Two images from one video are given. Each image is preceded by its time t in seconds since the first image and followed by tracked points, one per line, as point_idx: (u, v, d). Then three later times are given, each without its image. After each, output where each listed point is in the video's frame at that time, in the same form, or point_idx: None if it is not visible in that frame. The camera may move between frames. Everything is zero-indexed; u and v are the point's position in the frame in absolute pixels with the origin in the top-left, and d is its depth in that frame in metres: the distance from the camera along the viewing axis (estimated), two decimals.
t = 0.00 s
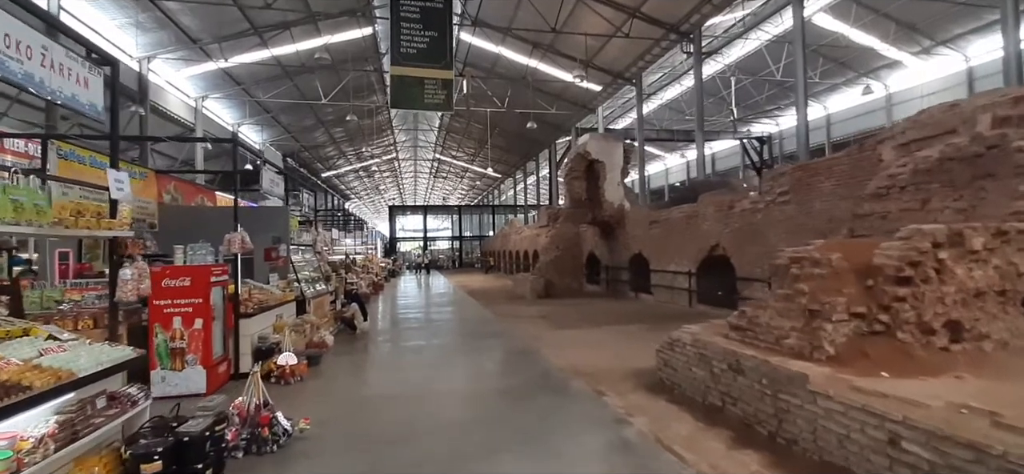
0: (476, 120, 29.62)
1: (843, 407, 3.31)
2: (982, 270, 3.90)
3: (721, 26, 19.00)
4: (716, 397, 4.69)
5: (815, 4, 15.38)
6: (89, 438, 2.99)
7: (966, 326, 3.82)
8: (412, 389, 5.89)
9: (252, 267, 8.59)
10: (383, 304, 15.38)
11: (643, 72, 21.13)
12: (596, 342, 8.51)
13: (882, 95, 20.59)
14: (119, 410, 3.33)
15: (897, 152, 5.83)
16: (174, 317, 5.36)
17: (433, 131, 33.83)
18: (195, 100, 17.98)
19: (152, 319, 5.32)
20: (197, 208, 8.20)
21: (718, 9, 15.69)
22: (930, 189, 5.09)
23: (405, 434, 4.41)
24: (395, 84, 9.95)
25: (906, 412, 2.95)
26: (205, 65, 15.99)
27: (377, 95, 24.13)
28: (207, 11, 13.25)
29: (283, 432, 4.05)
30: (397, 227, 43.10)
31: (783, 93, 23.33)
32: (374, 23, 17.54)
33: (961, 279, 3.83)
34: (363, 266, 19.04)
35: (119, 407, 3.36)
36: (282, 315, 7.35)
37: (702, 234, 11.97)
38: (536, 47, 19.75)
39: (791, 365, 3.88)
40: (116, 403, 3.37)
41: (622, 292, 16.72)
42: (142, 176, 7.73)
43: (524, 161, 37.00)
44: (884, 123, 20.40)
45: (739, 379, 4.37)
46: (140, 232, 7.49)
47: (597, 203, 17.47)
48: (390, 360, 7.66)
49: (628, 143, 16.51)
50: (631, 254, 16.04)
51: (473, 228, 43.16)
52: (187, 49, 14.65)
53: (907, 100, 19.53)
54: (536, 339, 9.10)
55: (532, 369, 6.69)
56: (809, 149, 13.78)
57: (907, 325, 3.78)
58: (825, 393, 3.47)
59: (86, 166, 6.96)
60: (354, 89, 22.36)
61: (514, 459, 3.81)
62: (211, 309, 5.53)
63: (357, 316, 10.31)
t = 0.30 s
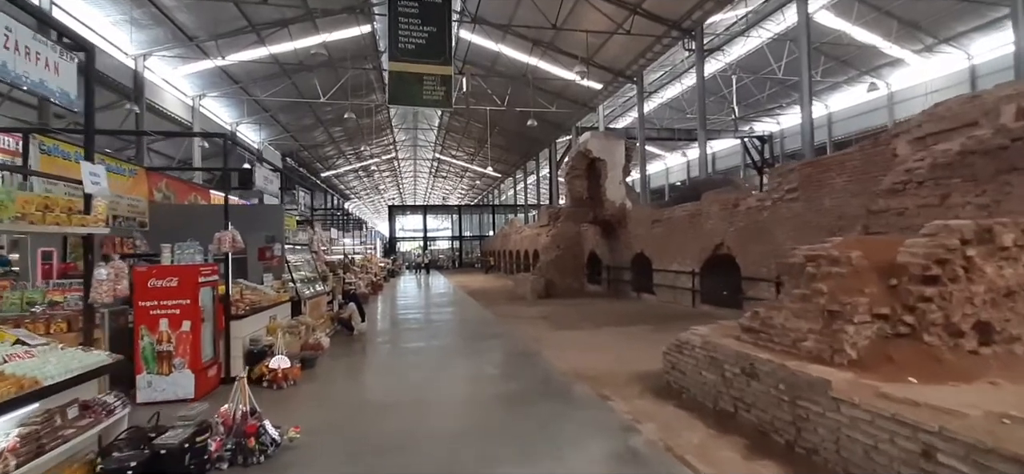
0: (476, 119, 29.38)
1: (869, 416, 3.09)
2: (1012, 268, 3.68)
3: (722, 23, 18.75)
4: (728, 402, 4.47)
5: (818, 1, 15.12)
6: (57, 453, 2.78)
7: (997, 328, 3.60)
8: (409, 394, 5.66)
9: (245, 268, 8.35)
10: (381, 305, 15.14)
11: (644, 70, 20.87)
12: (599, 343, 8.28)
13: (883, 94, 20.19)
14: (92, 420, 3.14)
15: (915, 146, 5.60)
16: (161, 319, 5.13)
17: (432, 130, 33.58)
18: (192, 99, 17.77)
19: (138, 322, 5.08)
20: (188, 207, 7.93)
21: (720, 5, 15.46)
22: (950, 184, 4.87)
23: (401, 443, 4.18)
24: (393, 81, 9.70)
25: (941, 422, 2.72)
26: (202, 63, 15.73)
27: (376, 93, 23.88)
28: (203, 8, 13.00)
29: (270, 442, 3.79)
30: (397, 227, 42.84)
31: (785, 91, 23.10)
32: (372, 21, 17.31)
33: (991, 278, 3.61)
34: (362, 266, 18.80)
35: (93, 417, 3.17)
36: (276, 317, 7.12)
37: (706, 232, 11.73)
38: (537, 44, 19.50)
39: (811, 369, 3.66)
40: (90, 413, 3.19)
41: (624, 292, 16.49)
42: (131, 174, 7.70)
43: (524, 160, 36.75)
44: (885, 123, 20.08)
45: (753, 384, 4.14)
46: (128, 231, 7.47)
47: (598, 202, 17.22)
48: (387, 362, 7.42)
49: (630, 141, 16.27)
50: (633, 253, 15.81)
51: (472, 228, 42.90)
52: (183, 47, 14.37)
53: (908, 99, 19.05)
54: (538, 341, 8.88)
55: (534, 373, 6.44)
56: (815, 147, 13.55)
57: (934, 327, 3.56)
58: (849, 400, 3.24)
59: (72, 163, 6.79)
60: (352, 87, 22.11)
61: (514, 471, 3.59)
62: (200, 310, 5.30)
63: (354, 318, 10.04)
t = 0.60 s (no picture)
0: (475, 118, 29.13)
1: (899, 431, 2.87)
2: None
3: (723, 22, 18.47)
4: (740, 411, 4.25)
5: None
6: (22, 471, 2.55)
7: None
8: (405, 400, 5.43)
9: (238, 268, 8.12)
10: (379, 305, 14.92)
11: (645, 68, 20.59)
12: (602, 346, 8.06)
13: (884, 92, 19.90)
14: (61, 435, 2.92)
15: (933, 143, 5.38)
16: (145, 323, 4.89)
17: (431, 129, 33.32)
18: (189, 97, 17.45)
19: (121, 326, 4.85)
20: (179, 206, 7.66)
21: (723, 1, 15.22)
22: (972, 181, 4.65)
23: (395, 456, 3.95)
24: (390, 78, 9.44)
25: (981, 440, 2.48)
26: (199, 61, 15.45)
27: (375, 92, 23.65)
28: (198, 5, 12.75)
29: (255, 454, 3.60)
30: (396, 226, 42.59)
31: (787, 90, 22.88)
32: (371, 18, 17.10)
33: None
34: (360, 266, 18.58)
35: (62, 432, 2.95)
36: (269, 319, 6.89)
37: (709, 232, 11.51)
38: (537, 41, 19.25)
39: (832, 378, 3.43)
40: (59, 428, 2.96)
41: (625, 292, 16.27)
42: (120, 172, 7.52)
43: (524, 159, 36.52)
44: (886, 121, 19.82)
45: (768, 393, 3.92)
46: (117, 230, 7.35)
47: (599, 201, 17.00)
48: (383, 365, 7.20)
49: (633, 139, 16.04)
50: (635, 253, 15.59)
51: (472, 228, 42.66)
52: (179, 44, 14.10)
53: (910, 97, 18.77)
54: (539, 343, 8.66)
55: (535, 377, 6.22)
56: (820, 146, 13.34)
57: (965, 334, 3.34)
58: (877, 414, 3.03)
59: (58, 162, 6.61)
60: (351, 86, 21.87)
61: None
62: (186, 314, 5.05)
63: (352, 318, 9.79)
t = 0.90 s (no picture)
0: (476, 116, 28.90)
1: (938, 443, 2.64)
2: None
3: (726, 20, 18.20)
4: (758, 418, 4.04)
5: None
6: None
7: None
8: (404, 404, 5.20)
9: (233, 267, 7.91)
10: (379, 305, 14.71)
11: (649, 65, 20.35)
12: (607, 347, 7.84)
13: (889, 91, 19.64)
14: (36, 444, 2.71)
15: (956, 136, 5.15)
16: (134, 323, 4.69)
17: (432, 127, 33.09)
18: (186, 94, 17.27)
19: (108, 325, 4.65)
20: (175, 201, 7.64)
21: None
22: (1001, 176, 4.42)
23: (392, 463, 3.73)
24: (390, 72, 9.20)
25: None
26: (196, 57, 15.23)
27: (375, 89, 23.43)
28: None
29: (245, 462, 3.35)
30: (396, 225, 42.39)
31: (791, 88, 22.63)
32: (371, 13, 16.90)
33: None
34: (360, 265, 18.37)
35: (38, 440, 2.73)
36: (264, 319, 6.68)
37: (716, 230, 11.28)
38: (539, 38, 19.00)
39: (860, 384, 3.22)
40: (34, 435, 2.75)
41: (628, 292, 16.05)
42: (112, 167, 7.09)
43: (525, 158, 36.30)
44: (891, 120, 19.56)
45: (789, 398, 3.71)
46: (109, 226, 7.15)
47: (602, 199, 16.76)
48: (381, 367, 6.99)
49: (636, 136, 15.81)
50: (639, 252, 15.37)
51: (473, 226, 42.46)
52: (177, 40, 13.87)
53: (915, 96, 18.50)
54: (542, 343, 8.45)
55: (538, 380, 6.01)
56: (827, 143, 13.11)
57: (1003, 337, 3.12)
58: (912, 423, 2.81)
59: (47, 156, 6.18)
60: (350, 83, 21.66)
61: None
62: (176, 314, 4.84)
63: (351, 318, 9.57)
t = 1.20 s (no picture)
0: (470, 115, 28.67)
1: (972, 461, 2.47)
2: None
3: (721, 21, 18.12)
4: (770, 429, 3.86)
5: None
6: None
7: None
8: (397, 412, 4.97)
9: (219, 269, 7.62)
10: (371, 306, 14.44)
11: (644, 66, 20.23)
12: (605, 352, 7.64)
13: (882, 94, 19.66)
14: (6, 457, 2.47)
15: (968, 136, 5.02)
16: (111, 327, 4.43)
17: (425, 127, 32.80)
18: (175, 91, 16.88)
19: (83, 330, 4.40)
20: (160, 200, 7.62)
21: None
22: (1018, 178, 4.29)
23: None
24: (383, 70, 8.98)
25: None
26: (185, 54, 14.87)
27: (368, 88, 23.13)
28: None
29: None
30: (389, 226, 42.03)
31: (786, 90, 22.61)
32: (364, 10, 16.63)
33: None
34: (351, 266, 18.06)
35: (8, 454, 2.49)
36: (251, 323, 6.42)
37: (713, 232, 11.15)
38: (535, 37, 18.81)
39: (882, 395, 3.04)
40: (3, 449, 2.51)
41: (624, 294, 15.89)
42: (92, 163, 6.74)
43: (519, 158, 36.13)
44: (883, 123, 19.56)
45: (805, 409, 3.53)
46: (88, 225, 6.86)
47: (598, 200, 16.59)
48: (372, 372, 6.75)
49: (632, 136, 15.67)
50: (635, 254, 15.21)
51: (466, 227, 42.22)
52: (165, 36, 13.50)
53: (907, 99, 18.50)
54: (538, 347, 8.24)
55: (536, 387, 5.80)
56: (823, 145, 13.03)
57: None
58: (943, 438, 2.63)
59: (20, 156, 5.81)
60: (343, 81, 21.36)
61: None
62: (157, 318, 4.57)
63: (342, 321, 9.31)
